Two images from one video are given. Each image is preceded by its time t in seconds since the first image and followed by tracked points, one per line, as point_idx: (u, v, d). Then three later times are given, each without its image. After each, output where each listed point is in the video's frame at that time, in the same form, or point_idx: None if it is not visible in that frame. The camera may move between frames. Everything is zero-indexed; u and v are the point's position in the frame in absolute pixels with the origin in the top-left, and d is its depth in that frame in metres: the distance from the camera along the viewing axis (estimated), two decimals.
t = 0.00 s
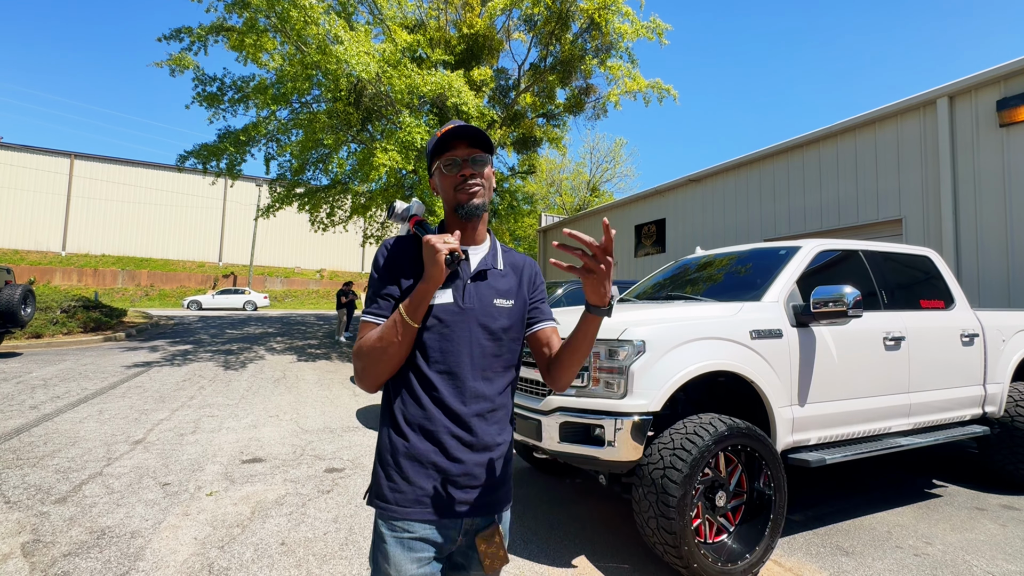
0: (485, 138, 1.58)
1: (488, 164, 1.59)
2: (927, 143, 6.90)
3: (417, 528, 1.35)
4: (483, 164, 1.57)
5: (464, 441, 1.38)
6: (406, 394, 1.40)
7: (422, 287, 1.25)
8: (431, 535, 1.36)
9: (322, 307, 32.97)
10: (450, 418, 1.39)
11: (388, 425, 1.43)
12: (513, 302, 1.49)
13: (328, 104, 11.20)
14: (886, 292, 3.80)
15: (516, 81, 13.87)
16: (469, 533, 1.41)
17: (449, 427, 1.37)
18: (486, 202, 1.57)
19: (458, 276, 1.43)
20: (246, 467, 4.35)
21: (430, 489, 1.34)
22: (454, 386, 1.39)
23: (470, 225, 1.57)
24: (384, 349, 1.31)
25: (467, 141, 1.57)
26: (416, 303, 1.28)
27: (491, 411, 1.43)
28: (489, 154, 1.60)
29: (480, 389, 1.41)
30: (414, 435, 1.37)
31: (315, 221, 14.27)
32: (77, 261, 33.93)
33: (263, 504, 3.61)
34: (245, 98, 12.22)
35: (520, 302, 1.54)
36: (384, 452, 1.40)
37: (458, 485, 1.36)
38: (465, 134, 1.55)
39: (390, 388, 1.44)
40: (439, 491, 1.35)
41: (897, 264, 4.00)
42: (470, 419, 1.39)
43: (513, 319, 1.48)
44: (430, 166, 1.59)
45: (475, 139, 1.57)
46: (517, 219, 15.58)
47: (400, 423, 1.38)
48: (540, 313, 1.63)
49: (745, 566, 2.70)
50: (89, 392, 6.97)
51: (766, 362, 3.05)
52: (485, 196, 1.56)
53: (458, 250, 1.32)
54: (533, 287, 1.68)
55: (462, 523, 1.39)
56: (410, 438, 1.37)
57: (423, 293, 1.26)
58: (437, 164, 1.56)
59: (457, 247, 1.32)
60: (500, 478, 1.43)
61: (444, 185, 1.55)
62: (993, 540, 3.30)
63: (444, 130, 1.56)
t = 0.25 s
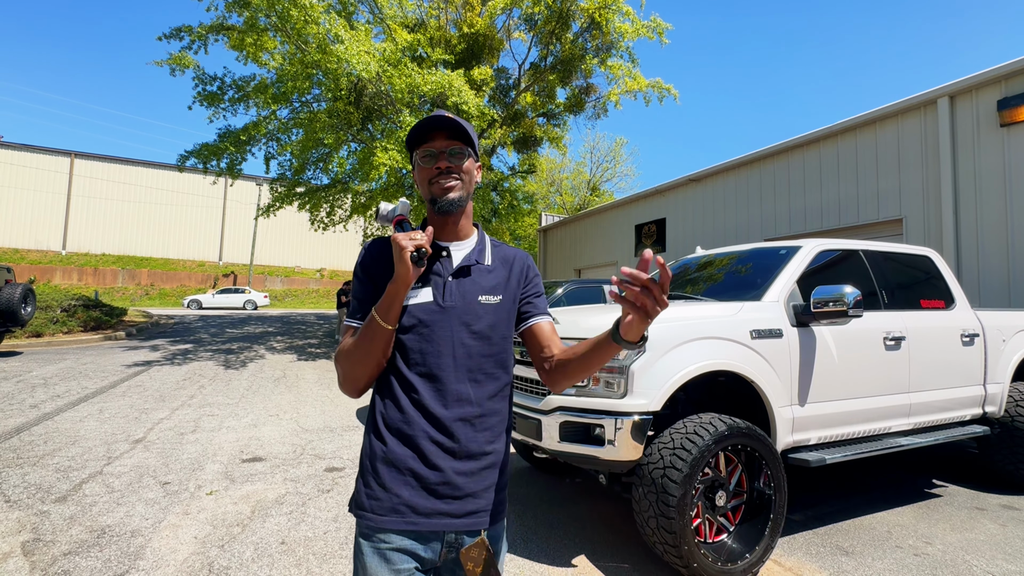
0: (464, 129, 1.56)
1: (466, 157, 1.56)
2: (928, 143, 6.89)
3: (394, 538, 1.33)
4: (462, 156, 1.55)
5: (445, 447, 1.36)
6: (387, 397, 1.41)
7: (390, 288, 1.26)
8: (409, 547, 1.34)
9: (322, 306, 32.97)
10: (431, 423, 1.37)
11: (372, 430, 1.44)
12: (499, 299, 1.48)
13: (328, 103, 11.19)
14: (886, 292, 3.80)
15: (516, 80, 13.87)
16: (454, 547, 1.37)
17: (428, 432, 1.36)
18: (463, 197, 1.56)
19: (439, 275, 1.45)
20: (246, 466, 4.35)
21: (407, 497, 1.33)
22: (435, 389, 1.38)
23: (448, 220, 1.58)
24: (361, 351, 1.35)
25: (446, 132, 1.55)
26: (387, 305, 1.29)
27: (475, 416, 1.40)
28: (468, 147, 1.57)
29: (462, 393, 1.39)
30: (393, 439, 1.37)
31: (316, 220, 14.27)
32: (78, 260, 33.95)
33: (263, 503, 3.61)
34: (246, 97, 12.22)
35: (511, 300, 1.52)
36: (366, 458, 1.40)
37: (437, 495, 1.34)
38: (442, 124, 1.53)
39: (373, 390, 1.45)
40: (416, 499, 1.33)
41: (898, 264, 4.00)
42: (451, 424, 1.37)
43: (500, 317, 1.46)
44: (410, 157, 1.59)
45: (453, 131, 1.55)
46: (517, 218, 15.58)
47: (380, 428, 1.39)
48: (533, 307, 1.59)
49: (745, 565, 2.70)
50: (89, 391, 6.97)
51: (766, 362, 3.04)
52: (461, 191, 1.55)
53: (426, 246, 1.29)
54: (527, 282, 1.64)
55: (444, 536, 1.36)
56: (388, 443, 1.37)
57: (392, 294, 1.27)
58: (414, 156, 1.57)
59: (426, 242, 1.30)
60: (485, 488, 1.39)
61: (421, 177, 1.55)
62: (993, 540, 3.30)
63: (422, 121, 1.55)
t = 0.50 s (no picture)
0: (442, 119, 1.58)
1: (445, 145, 1.57)
2: (928, 142, 6.88)
3: (369, 549, 1.33)
4: (439, 145, 1.55)
5: (418, 453, 1.35)
6: (364, 403, 1.42)
7: (359, 285, 1.33)
8: (385, 557, 1.33)
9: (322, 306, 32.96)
10: (404, 428, 1.36)
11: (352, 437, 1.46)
12: (481, 298, 1.45)
13: (329, 102, 11.19)
14: (887, 291, 3.80)
15: (517, 80, 13.87)
16: (433, 560, 1.33)
17: (401, 438, 1.35)
18: (443, 187, 1.55)
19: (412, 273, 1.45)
20: (246, 465, 4.35)
21: (379, 505, 1.32)
22: (409, 393, 1.38)
23: (428, 212, 1.55)
24: (332, 351, 1.39)
25: (424, 122, 1.57)
26: (356, 303, 1.34)
27: (451, 420, 1.37)
28: (447, 136, 1.58)
29: (436, 396, 1.37)
30: (366, 446, 1.37)
31: (316, 219, 14.26)
32: (78, 260, 33.96)
33: (263, 502, 3.61)
34: (246, 97, 12.21)
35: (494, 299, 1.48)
36: (344, 466, 1.42)
37: (411, 503, 1.32)
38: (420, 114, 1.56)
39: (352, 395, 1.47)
40: (389, 509, 1.32)
41: (898, 263, 4.00)
42: (425, 429, 1.35)
43: (480, 318, 1.44)
44: (388, 148, 1.61)
45: (431, 120, 1.57)
46: (517, 218, 15.58)
47: (356, 434, 1.40)
48: (524, 316, 1.48)
49: (745, 565, 2.70)
50: (89, 391, 6.97)
51: (766, 362, 3.04)
52: (440, 180, 1.54)
53: (394, 242, 1.36)
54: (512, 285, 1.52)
55: (421, 548, 1.32)
56: (362, 449, 1.37)
57: (361, 291, 1.33)
58: (392, 147, 1.57)
59: (395, 240, 1.36)
60: (465, 498, 1.35)
61: (399, 168, 1.56)
62: (993, 540, 3.30)
63: (400, 112, 1.58)
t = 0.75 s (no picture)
0: (442, 120, 1.59)
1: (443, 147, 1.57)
2: (929, 142, 6.88)
3: (353, 552, 1.33)
4: (438, 147, 1.55)
5: (400, 455, 1.33)
6: (346, 405, 1.41)
7: (344, 288, 1.29)
8: (368, 560, 1.33)
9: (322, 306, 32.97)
10: (386, 430, 1.35)
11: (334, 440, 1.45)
12: (468, 298, 1.46)
13: (329, 102, 11.18)
14: (887, 291, 3.80)
15: (517, 79, 13.86)
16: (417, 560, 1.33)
17: (383, 440, 1.34)
18: (437, 188, 1.54)
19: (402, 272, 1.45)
20: (247, 464, 4.35)
21: (361, 509, 1.32)
22: (391, 395, 1.37)
23: (418, 212, 1.54)
24: (314, 354, 1.37)
25: (424, 120, 1.57)
26: (341, 306, 1.31)
27: (434, 420, 1.36)
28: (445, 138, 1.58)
29: (419, 397, 1.37)
30: (348, 449, 1.36)
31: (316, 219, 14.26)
32: (78, 259, 33.97)
33: (263, 502, 3.61)
34: (246, 96, 12.21)
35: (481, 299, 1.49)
36: (326, 470, 1.41)
37: (394, 505, 1.31)
38: (421, 112, 1.56)
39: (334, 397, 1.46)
40: (370, 512, 1.31)
41: (898, 263, 4.00)
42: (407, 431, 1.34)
43: (466, 317, 1.44)
44: (381, 140, 1.57)
45: (433, 121, 1.57)
46: (517, 217, 15.58)
47: (337, 438, 1.39)
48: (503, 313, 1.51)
49: (745, 564, 2.70)
50: (89, 390, 6.97)
51: (766, 362, 3.04)
52: (436, 181, 1.54)
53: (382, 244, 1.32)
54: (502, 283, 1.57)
55: (404, 550, 1.32)
56: (343, 453, 1.37)
57: (347, 293, 1.30)
58: (388, 139, 1.54)
59: (383, 241, 1.34)
60: (449, 498, 1.35)
61: (393, 162, 1.52)
62: (993, 539, 3.30)
63: (399, 107, 1.55)
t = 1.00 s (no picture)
0: (448, 123, 1.58)
1: (445, 150, 1.56)
2: (929, 141, 6.87)
3: (347, 549, 1.35)
4: (440, 149, 1.54)
5: (394, 453, 1.34)
6: (344, 403, 1.43)
7: (338, 284, 1.30)
8: (360, 559, 1.35)
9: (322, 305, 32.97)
10: (380, 426, 1.36)
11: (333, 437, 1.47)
12: (460, 289, 1.43)
13: (329, 101, 11.17)
14: (887, 291, 3.79)
15: (517, 78, 13.86)
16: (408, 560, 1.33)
17: (377, 439, 1.34)
18: (435, 190, 1.53)
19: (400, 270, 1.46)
20: (247, 464, 4.35)
21: (353, 507, 1.33)
22: (385, 392, 1.37)
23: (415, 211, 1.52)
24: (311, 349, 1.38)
25: (429, 123, 1.57)
26: (336, 301, 1.32)
27: (428, 418, 1.36)
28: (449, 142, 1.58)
29: (414, 394, 1.37)
30: (344, 445, 1.38)
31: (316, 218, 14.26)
32: (78, 258, 33.97)
33: (263, 501, 3.61)
34: (246, 95, 12.20)
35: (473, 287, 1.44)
36: (324, 466, 1.43)
37: (385, 503, 1.32)
38: (426, 115, 1.56)
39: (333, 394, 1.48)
40: (362, 510, 1.32)
41: (899, 263, 4.00)
42: (400, 429, 1.35)
43: (461, 310, 1.43)
44: (387, 141, 1.60)
45: (438, 123, 1.57)
46: (517, 217, 15.58)
47: (335, 434, 1.41)
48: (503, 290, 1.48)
49: (745, 564, 2.70)
50: (89, 389, 6.97)
51: (766, 361, 3.04)
52: (434, 182, 1.53)
53: (376, 239, 1.30)
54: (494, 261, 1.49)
55: (395, 550, 1.33)
56: (339, 450, 1.38)
57: (340, 290, 1.30)
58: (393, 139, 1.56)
59: (380, 239, 1.31)
60: (441, 498, 1.34)
61: (396, 162, 1.54)
62: (993, 539, 3.30)
63: (406, 108, 1.57)
